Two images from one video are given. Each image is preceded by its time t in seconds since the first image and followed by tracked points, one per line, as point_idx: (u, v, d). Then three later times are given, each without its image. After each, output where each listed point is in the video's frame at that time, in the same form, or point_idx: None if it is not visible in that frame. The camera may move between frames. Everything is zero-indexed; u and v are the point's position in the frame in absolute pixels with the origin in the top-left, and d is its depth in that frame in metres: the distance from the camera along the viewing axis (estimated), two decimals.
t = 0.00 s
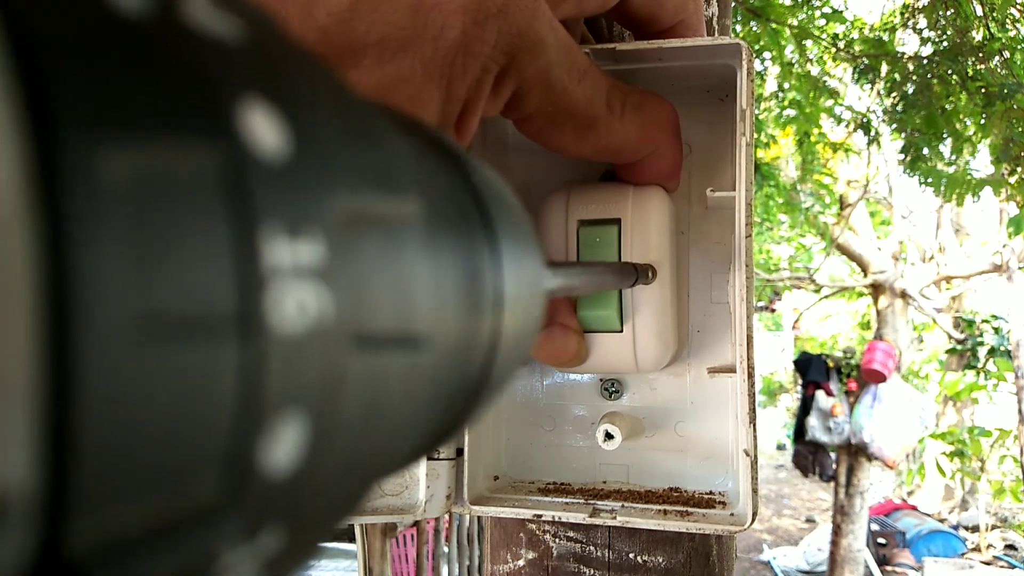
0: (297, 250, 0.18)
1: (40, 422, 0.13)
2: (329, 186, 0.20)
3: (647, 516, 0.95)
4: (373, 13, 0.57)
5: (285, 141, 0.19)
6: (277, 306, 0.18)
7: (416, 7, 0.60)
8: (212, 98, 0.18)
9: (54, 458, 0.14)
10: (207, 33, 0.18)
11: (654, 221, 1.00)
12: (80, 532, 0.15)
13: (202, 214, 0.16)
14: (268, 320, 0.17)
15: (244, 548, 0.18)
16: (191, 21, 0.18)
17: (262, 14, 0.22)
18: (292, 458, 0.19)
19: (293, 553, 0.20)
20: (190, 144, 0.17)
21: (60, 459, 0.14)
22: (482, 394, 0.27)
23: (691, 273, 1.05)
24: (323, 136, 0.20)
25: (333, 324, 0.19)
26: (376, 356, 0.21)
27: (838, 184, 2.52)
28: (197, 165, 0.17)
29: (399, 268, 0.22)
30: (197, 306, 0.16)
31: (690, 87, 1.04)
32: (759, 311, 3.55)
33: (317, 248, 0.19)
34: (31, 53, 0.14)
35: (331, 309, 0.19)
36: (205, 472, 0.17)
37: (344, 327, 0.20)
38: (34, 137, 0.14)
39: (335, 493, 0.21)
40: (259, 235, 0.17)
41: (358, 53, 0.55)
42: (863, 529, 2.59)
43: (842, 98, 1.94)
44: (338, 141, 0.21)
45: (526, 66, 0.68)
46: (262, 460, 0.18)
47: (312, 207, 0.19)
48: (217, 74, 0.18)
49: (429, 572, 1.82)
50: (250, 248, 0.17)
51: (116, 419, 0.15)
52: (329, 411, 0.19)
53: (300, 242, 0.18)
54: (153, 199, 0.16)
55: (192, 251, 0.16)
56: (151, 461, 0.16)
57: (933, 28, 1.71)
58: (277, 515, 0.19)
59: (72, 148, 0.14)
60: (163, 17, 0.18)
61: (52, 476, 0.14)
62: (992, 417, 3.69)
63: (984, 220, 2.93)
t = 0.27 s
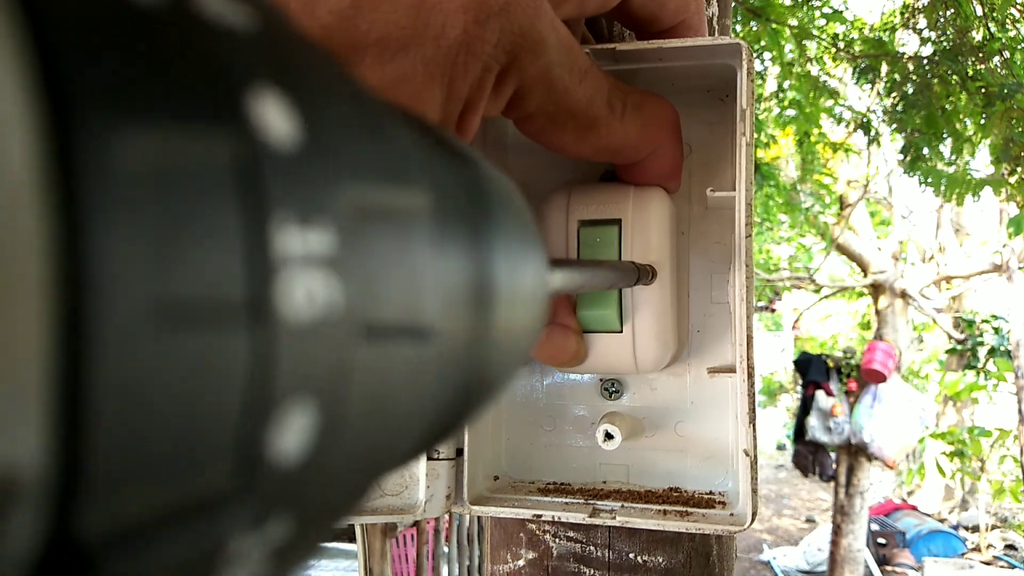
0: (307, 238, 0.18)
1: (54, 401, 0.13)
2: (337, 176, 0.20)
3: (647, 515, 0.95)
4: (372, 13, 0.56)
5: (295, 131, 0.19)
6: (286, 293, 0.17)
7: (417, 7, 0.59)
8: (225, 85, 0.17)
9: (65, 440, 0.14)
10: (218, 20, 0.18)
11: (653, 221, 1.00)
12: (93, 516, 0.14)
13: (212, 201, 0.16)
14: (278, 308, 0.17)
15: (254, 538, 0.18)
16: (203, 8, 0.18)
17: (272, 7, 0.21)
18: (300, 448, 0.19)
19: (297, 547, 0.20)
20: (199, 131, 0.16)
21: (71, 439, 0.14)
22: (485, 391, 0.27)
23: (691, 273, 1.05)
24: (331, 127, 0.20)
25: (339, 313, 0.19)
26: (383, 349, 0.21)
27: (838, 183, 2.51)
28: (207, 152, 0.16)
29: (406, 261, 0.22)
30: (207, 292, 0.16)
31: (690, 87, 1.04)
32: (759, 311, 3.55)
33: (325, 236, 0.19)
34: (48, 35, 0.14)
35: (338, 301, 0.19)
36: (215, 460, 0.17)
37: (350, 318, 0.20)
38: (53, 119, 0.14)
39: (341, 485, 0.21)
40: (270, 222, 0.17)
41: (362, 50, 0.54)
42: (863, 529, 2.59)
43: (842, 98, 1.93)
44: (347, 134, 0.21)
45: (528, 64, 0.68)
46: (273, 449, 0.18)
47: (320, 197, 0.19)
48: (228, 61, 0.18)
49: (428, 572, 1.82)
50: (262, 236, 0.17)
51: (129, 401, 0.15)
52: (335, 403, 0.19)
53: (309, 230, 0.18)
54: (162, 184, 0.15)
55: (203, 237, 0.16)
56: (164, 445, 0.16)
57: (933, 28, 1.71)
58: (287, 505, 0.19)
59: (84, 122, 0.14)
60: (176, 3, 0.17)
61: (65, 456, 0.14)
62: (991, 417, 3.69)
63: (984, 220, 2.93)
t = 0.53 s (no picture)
0: (294, 223, 0.18)
1: (45, 359, 0.14)
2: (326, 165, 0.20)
3: (647, 515, 0.95)
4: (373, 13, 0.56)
5: (282, 118, 0.19)
6: (272, 275, 0.18)
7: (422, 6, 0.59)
8: (212, 74, 0.18)
9: (53, 401, 0.14)
10: (206, 13, 0.19)
11: (654, 222, 1.00)
12: (78, 478, 0.15)
13: (199, 184, 0.17)
14: (263, 289, 0.18)
15: (241, 516, 0.18)
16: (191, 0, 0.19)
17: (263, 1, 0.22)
18: (289, 427, 0.19)
19: (284, 535, 0.20)
20: (191, 118, 0.17)
21: (64, 398, 0.14)
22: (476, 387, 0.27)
23: (691, 274, 1.05)
24: (320, 117, 0.20)
25: (327, 298, 0.19)
26: (373, 335, 0.21)
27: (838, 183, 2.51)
28: (198, 136, 0.17)
29: (394, 252, 0.22)
30: (190, 269, 0.16)
31: (690, 87, 1.04)
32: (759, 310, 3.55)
33: (312, 222, 0.19)
34: (34, 21, 0.15)
35: (326, 280, 0.19)
36: (203, 429, 0.17)
37: (339, 302, 0.20)
38: (41, 98, 0.14)
39: (333, 468, 0.21)
40: (255, 206, 0.18)
41: (368, 55, 0.55)
42: (863, 529, 2.59)
43: (842, 98, 1.93)
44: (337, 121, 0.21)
45: (529, 66, 0.68)
46: (259, 427, 0.18)
47: (308, 183, 0.19)
48: (216, 46, 0.18)
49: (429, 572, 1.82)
50: (246, 218, 0.17)
51: (116, 367, 0.15)
52: (325, 382, 0.19)
53: (295, 214, 0.18)
54: (153, 168, 0.16)
55: (188, 216, 0.16)
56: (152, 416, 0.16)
57: (933, 28, 1.71)
58: (275, 484, 0.19)
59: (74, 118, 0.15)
60: None
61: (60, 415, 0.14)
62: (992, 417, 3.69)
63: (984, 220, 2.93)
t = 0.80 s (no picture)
0: (318, 182, 0.18)
1: (83, 291, 0.14)
2: (346, 131, 0.20)
3: (648, 515, 0.95)
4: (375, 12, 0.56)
5: (306, 82, 0.19)
6: (298, 232, 0.17)
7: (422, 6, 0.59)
8: (241, 29, 0.18)
9: (98, 326, 0.14)
10: None
11: (655, 222, 1.00)
12: (123, 417, 0.14)
13: (224, 141, 0.16)
14: (291, 245, 0.17)
15: (269, 476, 0.18)
16: None
17: None
18: (316, 387, 0.18)
19: (305, 507, 0.20)
20: (215, 74, 0.17)
21: (108, 335, 0.14)
22: (485, 374, 0.27)
23: (691, 274, 1.05)
24: (341, 85, 0.20)
25: (349, 261, 0.19)
26: (393, 302, 0.20)
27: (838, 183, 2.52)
28: (232, 97, 0.17)
29: (412, 224, 0.21)
30: (223, 222, 0.16)
31: (690, 87, 1.04)
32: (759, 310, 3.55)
33: (335, 183, 0.19)
34: None
35: (348, 247, 0.19)
36: (234, 379, 0.16)
37: (363, 268, 0.20)
38: (79, 37, 0.14)
39: (359, 440, 0.21)
40: (282, 161, 0.17)
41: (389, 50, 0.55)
42: (863, 529, 2.59)
43: (842, 98, 1.93)
44: (360, 96, 0.21)
45: (530, 66, 0.68)
46: (286, 385, 0.18)
47: (332, 147, 0.19)
48: (239, 10, 0.18)
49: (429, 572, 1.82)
50: (274, 171, 0.17)
51: (154, 303, 0.15)
52: (353, 347, 0.19)
53: (320, 174, 0.18)
54: (184, 122, 0.16)
55: (218, 165, 0.16)
56: (193, 365, 0.16)
57: (933, 28, 1.71)
58: (303, 445, 0.19)
59: (113, 61, 0.15)
60: None
61: (100, 351, 0.14)
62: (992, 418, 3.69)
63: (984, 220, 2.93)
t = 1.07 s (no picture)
0: (374, 183, 0.19)
1: (181, 284, 0.14)
2: (398, 137, 0.20)
3: (647, 515, 0.95)
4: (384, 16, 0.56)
5: (361, 87, 0.19)
6: (359, 230, 0.18)
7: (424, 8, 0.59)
8: (302, 38, 0.18)
9: (192, 312, 0.14)
10: None
11: (654, 222, 1.00)
12: (215, 410, 0.15)
13: (299, 144, 0.17)
14: (353, 243, 0.18)
15: (328, 464, 0.18)
16: None
17: None
18: (370, 379, 0.19)
19: (356, 493, 0.21)
20: (286, 80, 0.17)
21: (197, 323, 0.14)
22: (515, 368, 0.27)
23: (691, 275, 1.05)
24: (391, 91, 0.21)
25: (404, 257, 0.19)
26: (439, 301, 0.21)
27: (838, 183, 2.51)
28: (294, 99, 0.17)
29: (456, 224, 0.22)
30: (297, 219, 0.16)
31: (690, 87, 1.04)
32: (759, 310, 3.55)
33: (388, 186, 0.19)
34: None
35: (402, 245, 0.19)
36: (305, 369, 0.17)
37: (411, 265, 0.20)
38: (172, 38, 0.15)
39: (404, 432, 0.21)
40: (344, 166, 0.18)
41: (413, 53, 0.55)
42: (863, 529, 2.58)
43: (842, 99, 1.93)
44: (399, 97, 0.21)
45: (531, 68, 0.68)
46: (346, 377, 0.18)
47: (386, 150, 0.19)
48: (296, 19, 0.18)
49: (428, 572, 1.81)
50: (338, 174, 0.18)
51: (242, 295, 0.15)
52: (401, 341, 0.19)
53: (377, 178, 0.19)
54: (266, 126, 0.16)
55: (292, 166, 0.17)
56: (272, 356, 0.16)
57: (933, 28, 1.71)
58: (358, 435, 0.19)
59: (206, 67, 0.15)
60: None
61: (200, 344, 0.15)
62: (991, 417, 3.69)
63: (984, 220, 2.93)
